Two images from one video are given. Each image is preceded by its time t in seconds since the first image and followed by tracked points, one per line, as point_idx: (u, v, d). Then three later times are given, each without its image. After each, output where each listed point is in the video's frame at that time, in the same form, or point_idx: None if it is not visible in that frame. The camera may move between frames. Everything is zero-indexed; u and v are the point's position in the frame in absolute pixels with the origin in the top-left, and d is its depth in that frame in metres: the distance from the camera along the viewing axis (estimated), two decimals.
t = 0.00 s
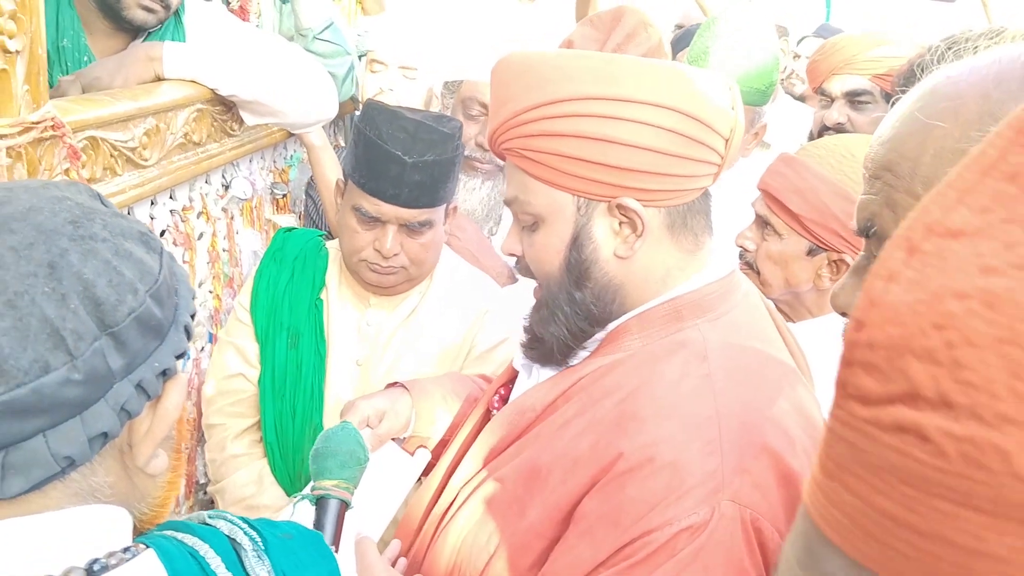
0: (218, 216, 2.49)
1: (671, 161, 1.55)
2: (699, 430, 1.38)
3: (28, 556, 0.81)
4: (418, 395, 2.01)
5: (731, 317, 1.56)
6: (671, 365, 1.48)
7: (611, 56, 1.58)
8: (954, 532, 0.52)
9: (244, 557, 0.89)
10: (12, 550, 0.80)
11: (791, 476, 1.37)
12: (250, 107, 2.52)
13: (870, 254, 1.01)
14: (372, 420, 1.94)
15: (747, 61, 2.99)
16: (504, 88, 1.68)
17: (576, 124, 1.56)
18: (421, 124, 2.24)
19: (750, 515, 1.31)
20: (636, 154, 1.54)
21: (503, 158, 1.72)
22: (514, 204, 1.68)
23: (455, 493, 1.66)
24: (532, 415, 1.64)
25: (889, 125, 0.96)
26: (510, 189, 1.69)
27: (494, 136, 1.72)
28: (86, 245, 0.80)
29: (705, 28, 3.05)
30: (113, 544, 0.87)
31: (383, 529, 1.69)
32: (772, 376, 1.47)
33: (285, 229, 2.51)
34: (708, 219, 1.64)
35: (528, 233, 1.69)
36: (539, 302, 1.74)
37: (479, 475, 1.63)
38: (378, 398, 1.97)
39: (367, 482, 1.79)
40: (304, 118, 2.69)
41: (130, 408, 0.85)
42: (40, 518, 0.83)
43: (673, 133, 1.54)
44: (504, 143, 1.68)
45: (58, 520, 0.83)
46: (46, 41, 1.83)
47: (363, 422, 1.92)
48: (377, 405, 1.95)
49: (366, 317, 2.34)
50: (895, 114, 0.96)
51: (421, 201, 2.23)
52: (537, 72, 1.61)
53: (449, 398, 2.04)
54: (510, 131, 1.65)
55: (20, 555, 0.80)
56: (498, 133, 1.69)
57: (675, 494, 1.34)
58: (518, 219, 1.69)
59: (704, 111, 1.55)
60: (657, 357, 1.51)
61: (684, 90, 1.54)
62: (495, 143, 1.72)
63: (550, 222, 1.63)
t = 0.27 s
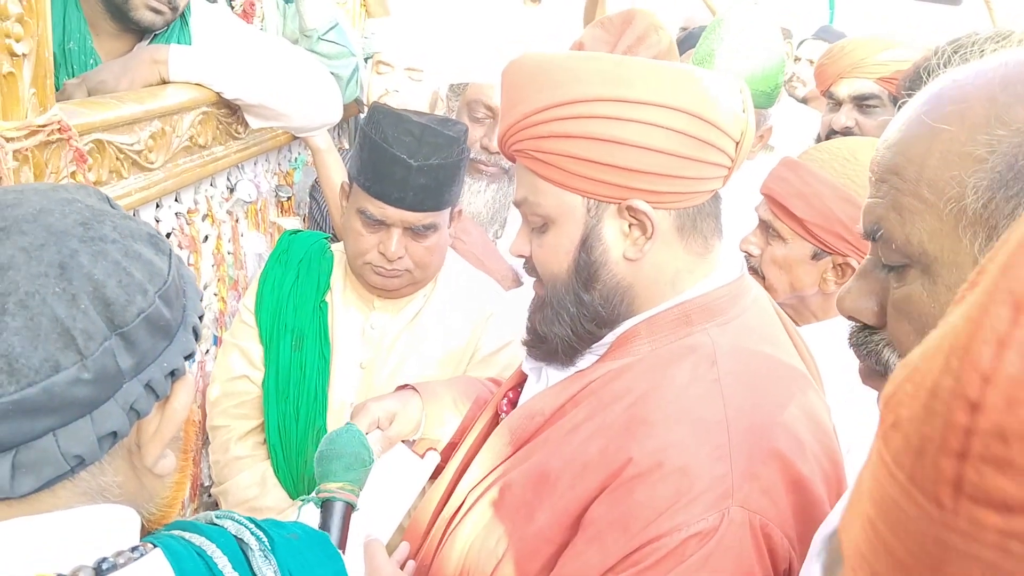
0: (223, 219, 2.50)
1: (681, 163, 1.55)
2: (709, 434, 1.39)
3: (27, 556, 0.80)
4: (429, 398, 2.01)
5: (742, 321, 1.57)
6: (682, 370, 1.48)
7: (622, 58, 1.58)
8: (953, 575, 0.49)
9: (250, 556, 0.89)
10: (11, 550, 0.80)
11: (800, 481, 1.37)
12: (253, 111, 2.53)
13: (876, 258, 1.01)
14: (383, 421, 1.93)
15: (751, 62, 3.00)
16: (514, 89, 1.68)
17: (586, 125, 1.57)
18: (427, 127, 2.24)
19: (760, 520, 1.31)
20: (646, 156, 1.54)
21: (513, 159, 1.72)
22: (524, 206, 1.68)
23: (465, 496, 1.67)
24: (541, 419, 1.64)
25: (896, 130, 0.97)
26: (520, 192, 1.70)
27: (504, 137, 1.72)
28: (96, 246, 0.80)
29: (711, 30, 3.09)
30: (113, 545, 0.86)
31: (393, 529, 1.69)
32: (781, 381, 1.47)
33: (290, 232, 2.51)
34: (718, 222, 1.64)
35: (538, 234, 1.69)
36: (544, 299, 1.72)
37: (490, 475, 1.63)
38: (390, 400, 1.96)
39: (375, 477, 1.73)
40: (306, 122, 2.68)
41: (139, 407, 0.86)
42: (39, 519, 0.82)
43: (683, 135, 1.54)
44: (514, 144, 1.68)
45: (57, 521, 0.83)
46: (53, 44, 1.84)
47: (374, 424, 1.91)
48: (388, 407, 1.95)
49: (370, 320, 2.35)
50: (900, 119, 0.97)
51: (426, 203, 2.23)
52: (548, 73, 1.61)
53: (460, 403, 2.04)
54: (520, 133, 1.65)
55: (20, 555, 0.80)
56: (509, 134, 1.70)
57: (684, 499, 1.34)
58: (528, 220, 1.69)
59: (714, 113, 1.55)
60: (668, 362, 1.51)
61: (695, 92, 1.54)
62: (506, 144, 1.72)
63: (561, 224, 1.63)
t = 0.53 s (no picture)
0: (228, 222, 2.51)
1: (690, 166, 1.55)
2: (717, 437, 1.39)
3: (27, 556, 0.80)
4: (436, 399, 1.99)
5: (747, 325, 1.57)
6: (689, 372, 1.49)
7: (632, 60, 1.58)
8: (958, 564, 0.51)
9: (253, 556, 0.89)
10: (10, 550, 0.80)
11: (807, 484, 1.37)
12: (257, 114, 2.51)
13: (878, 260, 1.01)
14: (390, 422, 1.93)
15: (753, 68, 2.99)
16: (524, 90, 1.68)
17: (595, 127, 1.57)
18: (430, 130, 2.24)
19: (766, 523, 1.32)
20: (653, 158, 1.55)
21: (522, 160, 1.72)
22: (534, 207, 1.68)
23: (470, 499, 1.66)
24: (548, 420, 1.65)
25: (896, 133, 0.97)
26: (529, 194, 1.70)
27: (513, 137, 1.72)
28: (101, 246, 0.81)
29: (716, 32, 2.97)
30: (114, 545, 0.86)
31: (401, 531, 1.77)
32: (789, 384, 1.47)
33: (295, 235, 2.52)
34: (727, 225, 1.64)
35: (546, 236, 1.69)
36: (552, 304, 1.72)
37: (496, 478, 1.63)
38: (397, 400, 1.96)
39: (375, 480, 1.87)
40: (309, 124, 2.65)
41: (143, 407, 0.86)
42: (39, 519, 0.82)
43: (692, 137, 1.54)
44: (522, 145, 1.69)
45: (57, 521, 0.83)
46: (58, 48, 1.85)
47: (381, 424, 1.91)
48: (396, 407, 1.95)
49: (374, 323, 2.35)
50: (902, 121, 0.96)
51: (429, 206, 2.23)
52: (558, 74, 1.61)
53: (467, 404, 2.02)
54: (529, 134, 1.66)
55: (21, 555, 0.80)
56: (517, 135, 1.70)
57: (691, 501, 1.35)
58: (536, 222, 1.69)
59: (724, 116, 1.55)
60: (674, 365, 1.52)
61: (706, 95, 1.55)
62: (514, 145, 1.73)
63: (569, 224, 1.63)
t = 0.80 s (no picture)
0: (233, 225, 2.52)
1: (694, 169, 1.56)
2: (721, 440, 1.40)
3: (26, 555, 0.82)
4: (442, 400, 2.01)
5: (752, 329, 1.56)
6: (694, 376, 1.49)
7: (638, 64, 1.59)
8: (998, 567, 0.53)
9: (261, 558, 0.90)
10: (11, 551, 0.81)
11: (812, 488, 1.38)
12: (261, 117, 2.55)
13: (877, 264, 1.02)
14: (397, 423, 1.97)
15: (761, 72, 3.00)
16: (531, 94, 1.70)
17: (600, 131, 1.58)
18: (434, 134, 2.26)
19: (771, 526, 1.33)
20: (658, 161, 1.56)
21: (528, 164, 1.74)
22: (539, 210, 1.70)
23: (476, 501, 1.68)
24: (553, 423, 1.66)
25: (896, 138, 0.98)
26: (534, 198, 1.71)
27: (520, 141, 1.74)
28: (111, 251, 0.82)
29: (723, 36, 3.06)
30: (114, 544, 0.86)
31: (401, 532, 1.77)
32: (794, 388, 1.48)
33: (300, 239, 2.54)
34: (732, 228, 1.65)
35: (552, 240, 1.70)
36: (559, 305, 1.74)
37: (500, 481, 1.65)
38: (403, 402, 2.00)
39: (372, 480, 1.84)
40: (314, 128, 2.67)
41: (152, 410, 0.87)
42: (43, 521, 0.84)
43: (696, 140, 1.55)
44: (529, 149, 1.70)
45: (60, 523, 0.84)
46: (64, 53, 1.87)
47: (387, 426, 1.96)
48: (402, 409, 1.99)
49: (378, 326, 2.36)
50: (902, 126, 0.97)
51: (434, 209, 2.24)
52: (565, 79, 1.63)
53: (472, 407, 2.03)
54: (536, 137, 1.67)
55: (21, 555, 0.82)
56: (524, 138, 1.71)
57: (696, 504, 1.36)
58: (542, 225, 1.70)
59: (728, 120, 1.56)
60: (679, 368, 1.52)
61: (710, 99, 1.56)
62: (521, 149, 1.74)
63: (575, 227, 1.64)
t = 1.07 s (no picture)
0: (236, 229, 2.53)
1: (693, 175, 1.56)
2: (722, 444, 1.45)
3: (28, 557, 0.85)
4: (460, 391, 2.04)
5: (753, 333, 1.58)
6: (694, 381, 1.53)
7: (636, 71, 1.59)
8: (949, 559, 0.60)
9: (262, 565, 0.91)
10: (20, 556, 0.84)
11: (813, 493, 1.43)
12: (264, 121, 2.56)
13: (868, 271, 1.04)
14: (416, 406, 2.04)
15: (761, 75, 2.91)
16: (528, 101, 1.69)
17: (599, 138, 1.58)
18: (437, 138, 2.25)
19: (772, 530, 1.39)
20: (659, 167, 1.56)
21: (527, 172, 1.73)
22: (539, 218, 1.70)
23: (478, 504, 1.69)
24: (555, 428, 1.66)
25: (886, 146, 1.01)
26: (535, 205, 1.71)
27: (519, 149, 1.73)
28: (114, 260, 0.83)
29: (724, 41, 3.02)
30: (114, 548, 0.89)
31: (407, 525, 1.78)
32: (794, 394, 1.51)
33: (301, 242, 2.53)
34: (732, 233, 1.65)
35: (551, 246, 1.70)
36: (560, 312, 1.74)
37: (503, 484, 1.66)
38: (427, 386, 2.07)
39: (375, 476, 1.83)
40: (317, 132, 2.69)
41: (155, 417, 0.88)
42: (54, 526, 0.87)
43: (696, 146, 1.55)
44: (528, 157, 1.70)
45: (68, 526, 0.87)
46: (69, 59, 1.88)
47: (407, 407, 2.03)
48: (424, 393, 2.06)
49: (381, 329, 2.38)
50: (892, 134, 1.01)
51: (436, 213, 2.25)
52: (562, 87, 1.62)
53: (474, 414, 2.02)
54: (534, 145, 1.67)
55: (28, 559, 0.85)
56: (523, 147, 1.71)
57: (697, 508, 1.41)
58: (542, 232, 1.70)
59: (727, 126, 1.56)
60: (681, 372, 1.55)
61: (709, 105, 1.56)
62: (519, 156, 1.74)
63: (575, 234, 1.65)
